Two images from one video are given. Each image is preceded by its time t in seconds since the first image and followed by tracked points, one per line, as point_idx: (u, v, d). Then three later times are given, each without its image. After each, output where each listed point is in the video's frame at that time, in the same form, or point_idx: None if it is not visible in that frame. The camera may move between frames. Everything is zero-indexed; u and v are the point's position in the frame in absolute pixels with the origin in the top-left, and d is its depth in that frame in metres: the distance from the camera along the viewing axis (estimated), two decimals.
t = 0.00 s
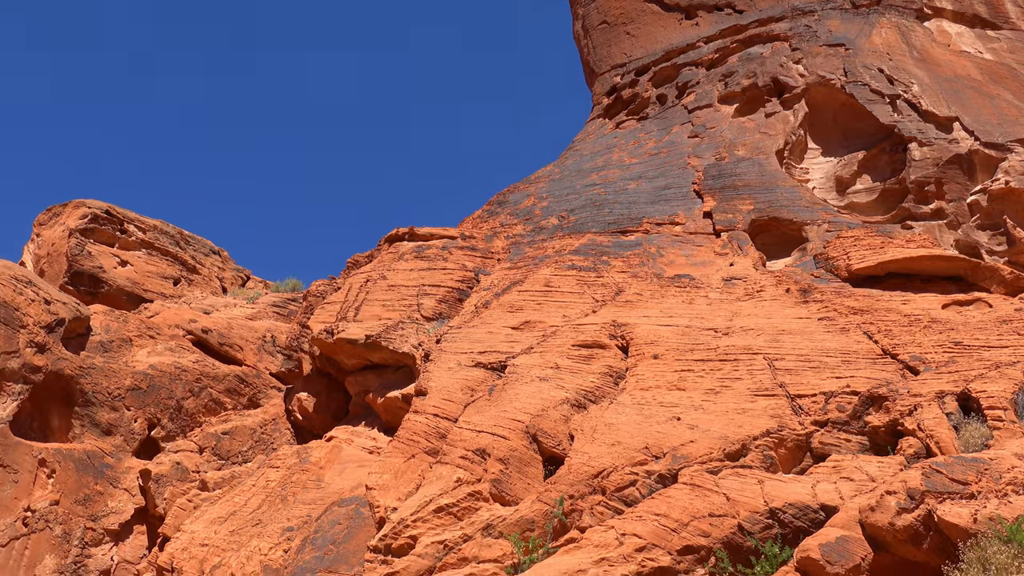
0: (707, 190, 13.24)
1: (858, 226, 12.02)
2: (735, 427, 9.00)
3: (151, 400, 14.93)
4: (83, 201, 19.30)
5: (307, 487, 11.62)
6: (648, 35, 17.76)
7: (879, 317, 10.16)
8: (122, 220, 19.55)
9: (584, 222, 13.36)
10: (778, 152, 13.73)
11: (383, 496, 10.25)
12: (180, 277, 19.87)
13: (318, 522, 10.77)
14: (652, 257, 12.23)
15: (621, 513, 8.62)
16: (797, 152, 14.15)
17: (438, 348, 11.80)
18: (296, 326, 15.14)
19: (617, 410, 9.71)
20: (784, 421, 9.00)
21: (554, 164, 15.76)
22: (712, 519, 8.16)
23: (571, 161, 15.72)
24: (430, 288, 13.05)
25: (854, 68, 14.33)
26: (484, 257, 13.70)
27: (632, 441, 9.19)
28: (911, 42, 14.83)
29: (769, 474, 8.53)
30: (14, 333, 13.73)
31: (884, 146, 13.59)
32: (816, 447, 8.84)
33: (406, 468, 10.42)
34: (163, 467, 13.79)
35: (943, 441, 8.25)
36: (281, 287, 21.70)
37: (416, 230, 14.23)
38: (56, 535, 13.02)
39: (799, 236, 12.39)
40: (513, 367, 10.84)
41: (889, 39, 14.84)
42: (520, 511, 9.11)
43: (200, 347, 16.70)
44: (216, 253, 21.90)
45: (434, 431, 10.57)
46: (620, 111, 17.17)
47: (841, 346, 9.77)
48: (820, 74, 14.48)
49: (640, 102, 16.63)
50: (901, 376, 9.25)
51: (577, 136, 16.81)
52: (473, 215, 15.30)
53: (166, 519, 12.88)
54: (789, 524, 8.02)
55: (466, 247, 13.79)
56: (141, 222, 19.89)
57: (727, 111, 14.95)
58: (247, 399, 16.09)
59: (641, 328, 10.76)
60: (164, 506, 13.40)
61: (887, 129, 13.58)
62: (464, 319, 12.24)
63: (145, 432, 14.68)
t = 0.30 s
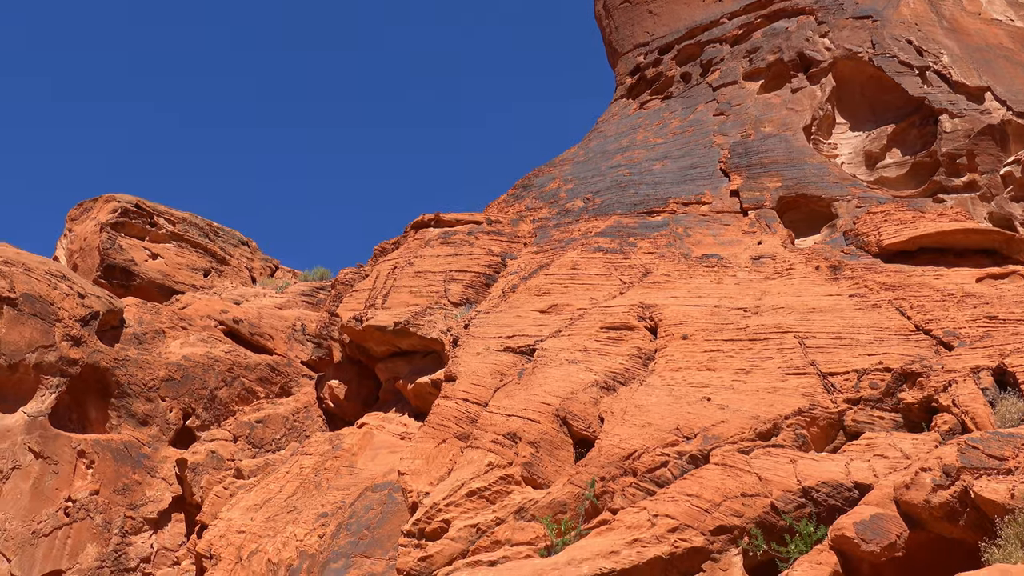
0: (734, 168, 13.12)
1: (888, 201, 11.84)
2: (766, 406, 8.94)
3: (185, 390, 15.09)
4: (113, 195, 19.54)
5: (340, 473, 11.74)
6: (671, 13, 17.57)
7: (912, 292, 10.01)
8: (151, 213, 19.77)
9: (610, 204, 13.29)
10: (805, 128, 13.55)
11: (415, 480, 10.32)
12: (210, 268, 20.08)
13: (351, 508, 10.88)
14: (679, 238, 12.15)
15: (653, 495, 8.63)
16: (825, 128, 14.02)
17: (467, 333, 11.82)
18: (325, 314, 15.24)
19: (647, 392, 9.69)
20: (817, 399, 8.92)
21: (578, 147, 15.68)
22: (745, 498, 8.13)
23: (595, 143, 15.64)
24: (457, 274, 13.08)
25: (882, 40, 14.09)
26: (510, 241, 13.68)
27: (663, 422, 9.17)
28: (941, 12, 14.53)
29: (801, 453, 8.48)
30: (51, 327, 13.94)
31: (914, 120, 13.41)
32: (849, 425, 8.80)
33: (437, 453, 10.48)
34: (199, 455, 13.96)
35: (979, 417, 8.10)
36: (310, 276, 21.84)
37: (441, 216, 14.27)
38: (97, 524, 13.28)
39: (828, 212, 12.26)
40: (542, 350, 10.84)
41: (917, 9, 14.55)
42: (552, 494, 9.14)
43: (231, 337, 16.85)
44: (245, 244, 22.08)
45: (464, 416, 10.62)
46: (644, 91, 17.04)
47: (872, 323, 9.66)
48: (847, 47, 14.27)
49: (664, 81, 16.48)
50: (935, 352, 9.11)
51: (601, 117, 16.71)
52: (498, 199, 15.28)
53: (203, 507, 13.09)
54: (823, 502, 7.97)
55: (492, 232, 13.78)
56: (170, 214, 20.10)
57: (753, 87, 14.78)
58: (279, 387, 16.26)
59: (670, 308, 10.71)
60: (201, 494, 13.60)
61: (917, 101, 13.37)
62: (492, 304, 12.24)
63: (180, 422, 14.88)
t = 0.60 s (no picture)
0: (762, 147, 12.98)
1: (920, 176, 11.64)
2: (799, 387, 8.87)
3: (219, 380, 15.32)
4: (143, 190, 19.77)
5: (374, 460, 11.84)
6: None
7: (946, 269, 9.84)
8: (181, 207, 19.97)
9: (637, 186, 13.22)
10: (834, 104, 13.35)
11: (448, 466, 10.38)
12: (240, 260, 20.26)
13: (385, 495, 10.97)
14: (708, 219, 12.06)
15: (686, 477, 8.59)
16: (854, 103, 13.81)
17: (496, 319, 11.83)
18: (355, 303, 15.32)
19: (678, 374, 9.66)
20: (850, 378, 8.83)
21: (603, 130, 15.59)
22: (779, 479, 8.09)
23: (620, 125, 15.54)
24: (485, 260, 13.08)
25: (912, 12, 13.86)
26: (537, 226, 13.65)
27: (695, 404, 9.13)
28: None
29: (836, 433, 8.40)
30: (87, 322, 14.12)
31: (946, 92, 13.17)
32: (883, 404, 8.66)
33: (469, 439, 10.53)
34: (235, 445, 14.13)
35: (1017, 393, 7.82)
36: (338, 266, 21.97)
37: (468, 203, 14.29)
38: (137, 514, 13.51)
39: (858, 189, 12.07)
40: (571, 334, 10.83)
41: None
42: (585, 478, 9.16)
43: (263, 327, 17.05)
44: (274, 235, 22.25)
45: (495, 402, 10.65)
46: (669, 71, 16.88)
47: (906, 301, 9.52)
48: (875, 20, 14.03)
49: (689, 61, 16.32)
50: (970, 328, 8.94)
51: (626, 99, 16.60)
52: (524, 184, 15.25)
53: (240, 496, 13.27)
54: (858, 482, 7.91)
55: (519, 217, 13.76)
56: (199, 208, 20.29)
57: (780, 64, 14.59)
58: (311, 376, 16.43)
59: (700, 290, 10.64)
60: (238, 483, 13.80)
61: (949, 73, 13.12)
62: (521, 289, 12.24)
63: (215, 413, 15.11)
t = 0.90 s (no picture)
0: (790, 126, 12.83)
1: (953, 151, 11.42)
2: (832, 368, 8.79)
3: (252, 371, 15.47)
4: (173, 186, 20.00)
5: (406, 448, 11.92)
6: None
7: (981, 245, 9.62)
8: (211, 202, 20.18)
9: (664, 169, 13.13)
10: (863, 80, 13.14)
11: (480, 453, 10.43)
12: (269, 253, 20.44)
13: (418, 483, 11.04)
14: (736, 200, 11.96)
15: (719, 461, 8.57)
16: (884, 80, 13.58)
17: (525, 306, 11.84)
18: (384, 293, 15.38)
19: (708, 357, 9.61)
20: (884, 358, 8.75)
21: (629, 113, 15.49)
22: (813, 461, 8.03)
23: (646, 108, 15.44)
24: (512, 248, 13.08)
25: None
26: (564, 212, 13.61)
27: (726, 387, 9.08)
28: None
29: (870, 414, 8.32)
30: (122, 317, 14.31)
31: (979, 65, 12.91)
32: (918, 384, 8.56)
33: (501, 426, 10.56)
34: (269, 436, 14.27)
35: None
36: (367, 257, 22.08)
37: (494, 190, 14.28)
38: (175, 504, 13.71)
39: (890, 166, 11.90)
40: (601, 320, 10.81)
41: None
42: (616, 463, 9.17)
43: (294, 319, 17.20)
44: (303, 227, 22.40)
45: (526, 388, 10.67)
46: (694, 52, 16.72)
47: (940, 279, 9.35)
48: None
49: (714, 41, 16.15)
50: (1007, 306, 8.74)
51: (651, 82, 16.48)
52: (551, 170, 15.21)
53: (276, 486, 13.42)
54: (894, 463, 7.82)
55: (546, 203, 13.73)
56: (228, 202, 20.49)
57: (807, 42, 14.40)
58: (343, 366, 16.56)
59: (729, 272, 10.56)
60: (273, 473, 13.87)
61: (982, 46, 12.88)
62: (549, 276, 12.23)
63: (249, 404, 15.29)
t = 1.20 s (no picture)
0: (817, 107, 12.68)
1: (985, 128, 11.17)
2: (864, 350, 8.69)
3: (282, 364, 15.62)
4: (200, 181, 20.18)
5: (436, 437, 11.98)
6: None
7: (1015, 223, 9.42)
8: (238, 196, 20.34)
9: (689, 153, 13.03)
10: (891, 59, 12.93)
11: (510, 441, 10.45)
12: (297, 246, 20.57)
13: (449, 471, 11.09)
14: (763, 183, 11.84)
15: (750, 446, 8.53)
16: (913, 57, 13.35)
17: (552, 293, 11.82)
18: (411, 284, 15.43)
19: (738, 342, 9.55)
20: (917, 340, 8.62)
21: (653, 98, 15.37)
22: (846, 445, 7.96)
23: (670, 92, 15.32)
24: (538, 235, 13.06)
25: None
26: (589, 199, 13.56)
27: (756, 371, 9.02)
28: None
29: (903, 396, 8.22)
30: (153, 312, 14.49)
31: (1011, 39, 12.80)
32: (952, 365, 8.39)
33: (530, 414, 10.58)
34: (301, 427, 14.40)
35: None
36: (393, 248, 22.17)
37: (519, 177, 14.26)
38: (210, 496, 13.95)
39: (920, 146, 11.70)
40: (628, 306, 10.77)
41: None
42: (646, 449, 9.15)
43: (322, 311, 17.30)
44: (329, 220, 22.52)
45: (554, 375, 10.67)
46: (718, 34, 16.54)
47: (974, 258, 9.17)
48: None
49: (739, 23, 15.94)
50: None
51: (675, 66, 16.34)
52: (575, 157, 15.15)
53: (308, 476, 13.55)
54: (927, 446, 7.74)
55: (571, 190, 13.69)
56: (255, 196, 20.64)
57: (833, 20, 14.20)
58: (371, 357, 16.66)
59: (757, 256, 10.48)
60: (305, 464, 14.01)
61: (1014, 20, 12.82)
62: (575, 263, 12.20)
63: (280, 396, 15.45)
